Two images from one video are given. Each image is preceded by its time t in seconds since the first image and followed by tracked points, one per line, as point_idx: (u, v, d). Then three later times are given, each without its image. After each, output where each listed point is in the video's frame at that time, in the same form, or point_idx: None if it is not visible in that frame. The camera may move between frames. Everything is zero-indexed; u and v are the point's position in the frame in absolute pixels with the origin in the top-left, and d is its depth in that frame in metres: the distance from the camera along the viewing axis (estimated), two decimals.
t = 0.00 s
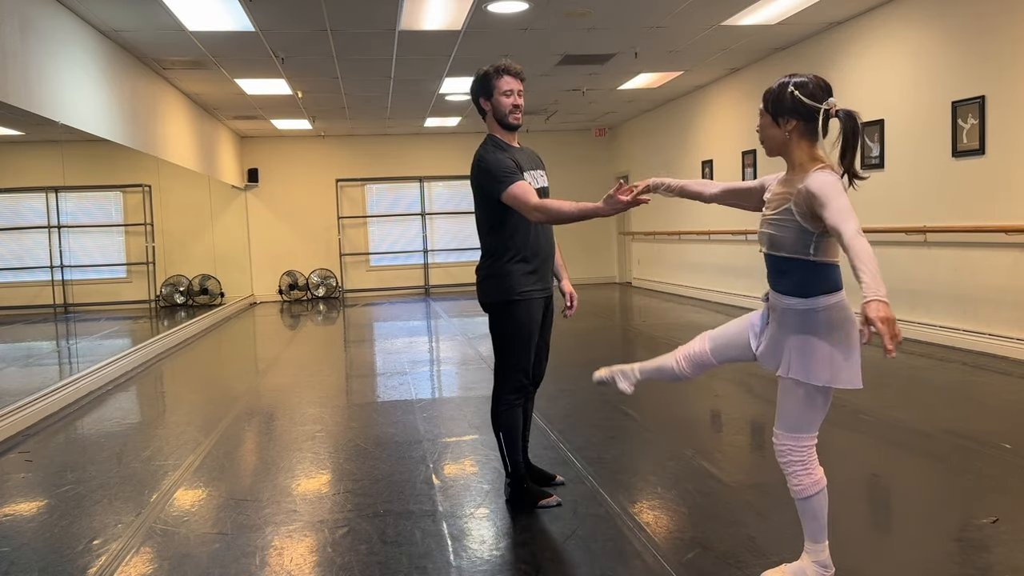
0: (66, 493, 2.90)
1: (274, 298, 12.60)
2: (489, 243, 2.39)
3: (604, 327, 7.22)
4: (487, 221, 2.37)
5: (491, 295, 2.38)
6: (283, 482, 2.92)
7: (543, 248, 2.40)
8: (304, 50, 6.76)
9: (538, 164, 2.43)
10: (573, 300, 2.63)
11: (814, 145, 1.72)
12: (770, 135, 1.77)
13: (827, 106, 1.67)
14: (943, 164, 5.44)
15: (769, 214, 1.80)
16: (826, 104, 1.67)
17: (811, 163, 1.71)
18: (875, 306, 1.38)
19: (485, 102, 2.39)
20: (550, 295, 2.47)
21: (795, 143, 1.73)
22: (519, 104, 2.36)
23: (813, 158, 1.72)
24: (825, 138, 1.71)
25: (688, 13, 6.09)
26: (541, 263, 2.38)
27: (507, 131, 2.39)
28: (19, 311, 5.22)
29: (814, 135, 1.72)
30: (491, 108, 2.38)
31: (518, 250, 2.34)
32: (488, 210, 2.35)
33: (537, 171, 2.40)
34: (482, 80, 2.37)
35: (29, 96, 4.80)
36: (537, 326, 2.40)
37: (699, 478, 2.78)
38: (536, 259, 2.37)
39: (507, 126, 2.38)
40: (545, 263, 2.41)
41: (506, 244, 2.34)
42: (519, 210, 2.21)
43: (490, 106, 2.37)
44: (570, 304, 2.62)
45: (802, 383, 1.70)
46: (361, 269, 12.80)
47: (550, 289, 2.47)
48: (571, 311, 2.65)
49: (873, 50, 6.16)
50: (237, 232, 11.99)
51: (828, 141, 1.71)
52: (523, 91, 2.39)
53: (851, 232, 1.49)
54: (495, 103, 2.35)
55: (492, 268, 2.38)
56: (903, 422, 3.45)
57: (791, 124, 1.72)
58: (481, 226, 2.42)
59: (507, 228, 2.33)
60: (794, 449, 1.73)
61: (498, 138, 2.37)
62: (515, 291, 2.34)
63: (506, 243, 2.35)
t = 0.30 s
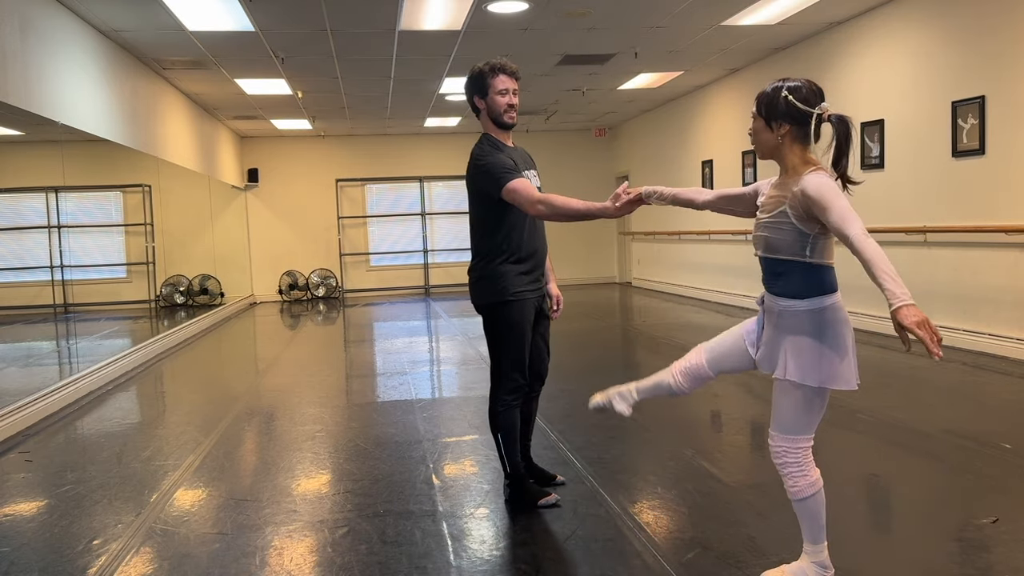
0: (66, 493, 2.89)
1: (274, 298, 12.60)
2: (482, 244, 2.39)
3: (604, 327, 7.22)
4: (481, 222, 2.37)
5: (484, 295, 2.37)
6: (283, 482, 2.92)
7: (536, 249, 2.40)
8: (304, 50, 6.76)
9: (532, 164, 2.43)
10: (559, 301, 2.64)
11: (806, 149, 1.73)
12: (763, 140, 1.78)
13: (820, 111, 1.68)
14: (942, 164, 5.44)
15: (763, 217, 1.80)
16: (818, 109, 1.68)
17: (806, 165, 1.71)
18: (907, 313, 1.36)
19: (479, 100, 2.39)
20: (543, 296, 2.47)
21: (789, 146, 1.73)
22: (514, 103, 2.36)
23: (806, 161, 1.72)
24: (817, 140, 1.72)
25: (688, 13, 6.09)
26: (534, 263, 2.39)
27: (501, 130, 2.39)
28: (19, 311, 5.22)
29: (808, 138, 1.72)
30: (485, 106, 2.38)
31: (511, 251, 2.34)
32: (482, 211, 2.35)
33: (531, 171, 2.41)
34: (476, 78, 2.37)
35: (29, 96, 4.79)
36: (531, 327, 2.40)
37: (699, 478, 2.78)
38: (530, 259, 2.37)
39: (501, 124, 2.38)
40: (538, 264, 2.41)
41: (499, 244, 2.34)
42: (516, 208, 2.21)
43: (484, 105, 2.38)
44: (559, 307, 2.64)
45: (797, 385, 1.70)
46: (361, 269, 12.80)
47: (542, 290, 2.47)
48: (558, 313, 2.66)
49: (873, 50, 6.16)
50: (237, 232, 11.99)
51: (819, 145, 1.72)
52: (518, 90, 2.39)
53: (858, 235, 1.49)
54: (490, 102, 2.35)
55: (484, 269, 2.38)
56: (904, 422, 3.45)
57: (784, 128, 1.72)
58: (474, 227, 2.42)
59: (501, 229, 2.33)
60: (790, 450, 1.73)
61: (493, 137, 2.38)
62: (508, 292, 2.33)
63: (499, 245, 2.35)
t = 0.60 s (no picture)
0: (66, 493, 2.90)
1: (274, 298, 12.60)
2: (482, 244, 2.38)
3: (604, 327, 7.22)
4: (481, 221, 2.37)
5: (485, 295, 2.37)
6: (283, 482, 2.92)
7: (536, 249, 2.41)
8: (304, 50, 6.75)
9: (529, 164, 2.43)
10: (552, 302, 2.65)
11: (789, 153, 1.73)
12: (747, 143, 1.78)
13: (803, 116, 1.67)
14: (943, 164, 5.44)
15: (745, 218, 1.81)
16: (802, 114, 1.68)
17: (784, 172, 1.72)
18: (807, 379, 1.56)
19: (475, 101, 2.39)
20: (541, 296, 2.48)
21: (772, 150, 1.74)
22: (510, 102, 2.36)
23: (787, 166, 1.73)
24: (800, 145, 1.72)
25: (688, 13, 6.08)
26: (534, 263, 2.39)
27: (498, 129, 2.39)
28: (19, 311, 5.22)
29: (790, 142, 1.72)
30: (481, 106, 2.38)
31: (512, 251, 2.34)
32: (482, 210, 2.35)
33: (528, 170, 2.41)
34: (472, 79, 2.37)
35: (29, 96, 4.79)
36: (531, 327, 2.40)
37: (699, 478, 2.78)
38: (530, 259, 2.38)
39: (497, 124, 2.38)
40: (538, 265, 2.42)
41: (500, 244, 2.34)
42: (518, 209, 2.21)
43: (480, 105, 2.37)
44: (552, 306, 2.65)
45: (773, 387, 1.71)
46: (361, 269, 12.80)
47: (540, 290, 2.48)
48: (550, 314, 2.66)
49: (873, 50, 6.16)
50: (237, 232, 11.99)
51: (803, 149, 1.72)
52: (513, 90, 2.40)
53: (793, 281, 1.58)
54: (486, 102, 2.35)
55: (485, 269, 2.38)
56: (903, 422, 3.45)
57: (768, 133, 1.73)
58: (475, 226, 2.41)
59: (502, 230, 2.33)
60: (772, 453, 1.74)
61: (490, 136, 2.38)
62: (509, 292, 2.33)
63: (500, 245, 2.34)
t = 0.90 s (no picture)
0: (66, 493, 2.90)
1: (274, 298, 12.60)
2: (482, 245, 2.38)
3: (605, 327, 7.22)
4: (480, 221, 2.37)
5: (484, 295, 2.37)
6: (283, 482, 2.92)
7: (536, 250, 2.41)
8: (304, 50, 6.75)
9: (529, 164, 2.43)
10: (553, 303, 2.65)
11: (747, 159, 1.78)
12: (707, 149, 1.84)
13: (761, 123, 1.72)
14: (943, 164, 5.44)
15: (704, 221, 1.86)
16: (761, 121, 1.72)
17: (740, 177, 1.77)
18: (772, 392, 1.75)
19: (475, 100, 2.39)
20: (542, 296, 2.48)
21: (729, 156, 1.79)
22: (510, 101, 2.36)
23: (745, 171, 1.78)
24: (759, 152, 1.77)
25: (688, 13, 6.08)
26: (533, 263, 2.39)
27: (499, 129, 2.39)
28: (19, 311, 5.22)
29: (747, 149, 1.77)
30: (482, 106, 2.38)
31: (513, 252, 2.34)
32: (482, 210, 2.34)
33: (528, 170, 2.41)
34: (472, 79, 2.37)
35: (29, 96, 4.80)
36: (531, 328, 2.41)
37: (700, 478, 2.78)
38: (530, 260, 2.38)
39: (498, 124, 2.38)
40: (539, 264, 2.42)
41: (499, 244, 2.34)
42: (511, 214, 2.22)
43: (481, 104, 2.37)
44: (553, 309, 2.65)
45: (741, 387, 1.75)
46: (361, 269, 12.80)
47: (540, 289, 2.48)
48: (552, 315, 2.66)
49: (873, 50, 6.16)
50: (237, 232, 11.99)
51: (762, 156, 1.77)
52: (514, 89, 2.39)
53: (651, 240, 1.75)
54: (487, 102, 2.35)
55: (484, 269, 2.38)
56: (903, 422, 3.45)
57: (726, 138, 1.78)
58: (474, 225, 2.41)
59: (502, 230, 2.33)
60: (751, 452, 1.76)
61: (490, 137, 2.38)
62: (507, 292, 2.34)
63: (499, 245, 2.34)
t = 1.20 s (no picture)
0: (66, 493, 2.90)
1: (274, 298, 12.60)
2: (477, 246, 2.39)
3: (604, 327, 7.22)
4: (474, 223, 2.38)
5: (480, 296, 2.38)
6: (283, 482, 2.92)
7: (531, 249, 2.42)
8: (304, 50, 6.76)
9: (523, 166, 2.44)
10: (553, 300, 2.65)
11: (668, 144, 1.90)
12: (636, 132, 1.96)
13: (683, 112, 1.85)
14: (942, 164, 5.44)
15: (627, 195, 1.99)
16: (683, 110, 1.85)
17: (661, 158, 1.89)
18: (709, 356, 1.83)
19: (467, 105, 2.39)
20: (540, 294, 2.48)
21: (653, 140, 1.90)
22: (500, 106, 2.37)
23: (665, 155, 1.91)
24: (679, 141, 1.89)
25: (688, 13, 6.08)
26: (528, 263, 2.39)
27: (490, 133, 2.39)
28: (19, 311, 5.22)
29: (669, 135, 1.88)
30: (473, 111, 2.39)
31: (507, 251, 2.34)
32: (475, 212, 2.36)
33: (522, 173, 2.41)
34: (463, 83, 2.38)
35: (29, 95, 4.80)
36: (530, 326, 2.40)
37: (700, 478, 2.78)
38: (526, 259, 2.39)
39: (490, 129, 2.39)
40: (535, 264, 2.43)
41: (493, 245, 2.35)
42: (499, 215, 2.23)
43: (472, 109, 2.38)
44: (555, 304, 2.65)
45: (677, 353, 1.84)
46: (361, 269, 12.80)
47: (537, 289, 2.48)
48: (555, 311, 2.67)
49: (873, 50, 6.16)
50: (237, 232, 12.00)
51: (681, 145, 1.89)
52: (504, 94, 2.40)
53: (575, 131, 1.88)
54: (477, 106, 2.36)
55: (479, 270, 2.39)
56: (903, 422, 3.45)
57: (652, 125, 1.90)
58: (469, 228, 2.42)
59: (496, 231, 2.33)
60: (706, 415, 1.82)
61: (482, 140, 2.38)
62: (503, 291, 2.34)
63: (493, 245, 2.35)
